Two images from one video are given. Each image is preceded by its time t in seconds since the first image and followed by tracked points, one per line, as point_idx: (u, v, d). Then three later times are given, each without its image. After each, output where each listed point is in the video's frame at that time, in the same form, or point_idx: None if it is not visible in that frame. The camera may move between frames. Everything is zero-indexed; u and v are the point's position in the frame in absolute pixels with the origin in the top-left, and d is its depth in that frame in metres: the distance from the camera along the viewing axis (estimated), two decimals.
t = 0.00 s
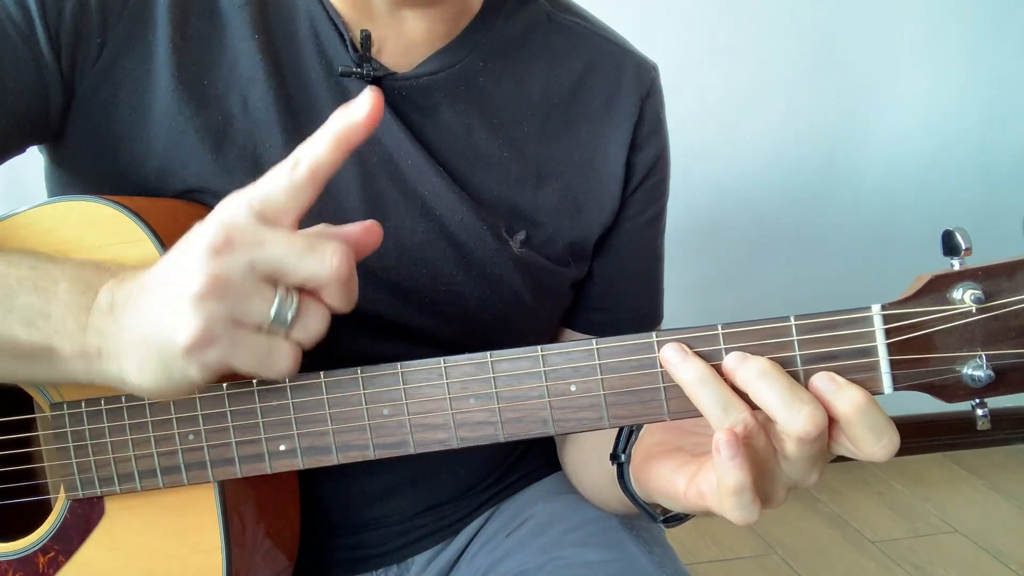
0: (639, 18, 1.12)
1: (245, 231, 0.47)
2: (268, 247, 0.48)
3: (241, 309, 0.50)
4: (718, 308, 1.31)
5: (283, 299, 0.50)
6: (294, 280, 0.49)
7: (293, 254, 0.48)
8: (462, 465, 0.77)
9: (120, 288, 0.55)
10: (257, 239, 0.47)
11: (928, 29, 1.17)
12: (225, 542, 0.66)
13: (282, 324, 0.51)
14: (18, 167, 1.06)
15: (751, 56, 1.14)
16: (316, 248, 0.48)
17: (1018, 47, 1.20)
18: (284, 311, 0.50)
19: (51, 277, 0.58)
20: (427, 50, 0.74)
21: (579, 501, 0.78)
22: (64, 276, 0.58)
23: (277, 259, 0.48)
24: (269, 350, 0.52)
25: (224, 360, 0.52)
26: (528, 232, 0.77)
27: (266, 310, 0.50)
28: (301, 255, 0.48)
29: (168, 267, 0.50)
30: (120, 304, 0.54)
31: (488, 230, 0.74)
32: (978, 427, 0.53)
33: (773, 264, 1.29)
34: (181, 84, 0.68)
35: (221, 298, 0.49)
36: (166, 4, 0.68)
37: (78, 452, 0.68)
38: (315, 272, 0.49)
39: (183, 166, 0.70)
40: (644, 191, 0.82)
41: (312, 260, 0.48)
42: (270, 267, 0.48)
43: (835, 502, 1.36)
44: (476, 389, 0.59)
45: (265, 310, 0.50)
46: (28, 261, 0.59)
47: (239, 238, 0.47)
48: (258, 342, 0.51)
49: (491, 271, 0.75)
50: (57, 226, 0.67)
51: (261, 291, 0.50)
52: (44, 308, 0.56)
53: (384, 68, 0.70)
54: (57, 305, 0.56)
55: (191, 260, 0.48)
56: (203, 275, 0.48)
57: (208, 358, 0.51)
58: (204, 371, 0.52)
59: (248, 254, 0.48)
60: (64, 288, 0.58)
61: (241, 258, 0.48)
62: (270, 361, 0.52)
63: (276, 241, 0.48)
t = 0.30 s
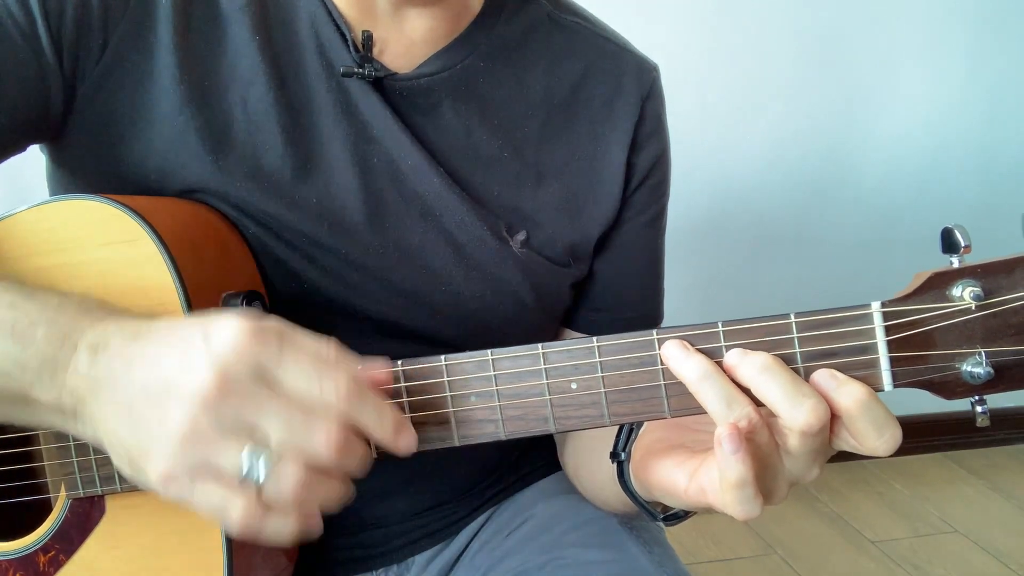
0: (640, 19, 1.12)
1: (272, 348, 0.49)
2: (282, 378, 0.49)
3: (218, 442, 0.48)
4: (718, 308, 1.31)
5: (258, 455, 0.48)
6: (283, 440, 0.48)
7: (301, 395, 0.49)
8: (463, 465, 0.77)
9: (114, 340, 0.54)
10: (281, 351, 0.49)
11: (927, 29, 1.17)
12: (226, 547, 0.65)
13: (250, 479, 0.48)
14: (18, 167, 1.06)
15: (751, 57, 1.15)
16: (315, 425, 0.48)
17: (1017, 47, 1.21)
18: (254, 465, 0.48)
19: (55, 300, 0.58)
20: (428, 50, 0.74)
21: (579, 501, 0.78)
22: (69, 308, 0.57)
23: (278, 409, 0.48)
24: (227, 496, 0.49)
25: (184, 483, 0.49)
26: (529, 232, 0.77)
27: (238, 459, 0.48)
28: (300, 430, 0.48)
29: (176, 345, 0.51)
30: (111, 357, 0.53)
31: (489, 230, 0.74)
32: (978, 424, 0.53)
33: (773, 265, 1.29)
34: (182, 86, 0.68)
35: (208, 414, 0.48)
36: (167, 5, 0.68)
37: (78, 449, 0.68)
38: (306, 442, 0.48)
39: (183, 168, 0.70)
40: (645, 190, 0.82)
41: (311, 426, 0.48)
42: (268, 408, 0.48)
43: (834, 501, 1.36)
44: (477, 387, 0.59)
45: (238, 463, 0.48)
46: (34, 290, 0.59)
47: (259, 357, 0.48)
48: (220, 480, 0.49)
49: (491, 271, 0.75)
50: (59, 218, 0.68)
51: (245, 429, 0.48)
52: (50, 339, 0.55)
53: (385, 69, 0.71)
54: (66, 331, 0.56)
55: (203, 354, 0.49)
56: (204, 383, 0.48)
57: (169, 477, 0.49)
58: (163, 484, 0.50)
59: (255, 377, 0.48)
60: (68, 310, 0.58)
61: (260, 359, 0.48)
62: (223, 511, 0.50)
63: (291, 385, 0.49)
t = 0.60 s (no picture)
0: (641, 19, 1.12)
1: (302, 466, 0.49)
2: (313, 485, 0.50)
3: (257, 529, 0.52)
4: (718, 308, 1.31)
5: (295, 539, 0.53)
6: (315, 534, 0.52)
7: (331, 494, 0.51)
8: (462, 466, 0.77)
9: (132, 394, 0.54)
10: (311, 455, 0.50)
11: (928, 29, 1.17)
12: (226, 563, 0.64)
13: (287, 559, 0.54)
14: (18, 169, 1.06)
15: (752, 57, 1.15)
16: (350, 488, 0.51)
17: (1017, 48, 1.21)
18: (292, 548, 0.53)
19: (63, 335, 0.59)
20: (428, 50, 0.74)
21: (579, 502, 0.78)
22: (76, 347, 0.58)
23: (310, 513, 0.51)
24: (266, 562, 0.55)
25: (226, 550, 0.54)
26: (529, 233, 0.76)
27: (276, 542, 0.53)
28: (339, 479, 0.50)
29: (204, 425, 0.51)
30: (138, 410, 0.54)
31: (489, 231, 0.74)
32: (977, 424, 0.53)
33: (773, 265, 1.29)
34: (182, 88, 0.68)
35: (248, 515, 0.51)
36: (166, 6, 0.68)
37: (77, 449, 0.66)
38: (336, 537, 0.53)
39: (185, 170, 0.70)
40: (645, 191, 0.82)
41: (342, 493, 0.51)
42: (301, 513, 0.51)
43: (834, 501, 1.36)
44: (474, 387, 0.59)
45: (276, 543, 0.53)
46: (42, 330, 0.59)
47: (289, 472, 0.49)
48: (259, 554, 0.54)
49: (491, 272, 0.74)
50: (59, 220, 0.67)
51: (281, 523, 0.52)
52: (62, 379, 0.56)
53: (386, 70, 0.71)
54: (75, 373, 0.56)
55: (235, 460, 0.50)
56: (242, 497, 0.50)
57: (212, 543, 0.54)
58: (206, 546, 0.55)
59: (289, 492, 0.50)
60: (73, 347, 0.58)
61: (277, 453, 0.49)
62: (259, 570, 0.55)
63: (322, 493, 0.51)
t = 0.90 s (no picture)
0: (642, 19, 1.12)
1: (258, 495, 0.48)
2: (271, 518, 0.49)
3: (219, 555, 0.52)
4: (718, 308, 1.31)
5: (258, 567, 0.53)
6: (274, 568, 0.51)
7: (289, 529, 0.49)
8: (462, 465, 0.77)
9: (123, 408, 0.54)
10: (269, 484, 0.48)
11: (928, 29, 1.18)
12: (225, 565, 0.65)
13: None
14: (19, 171, 1.07)
15: (753, 57, 1.15)
16: (311, 526, 0.49)
17: (1017, 48, 1.21)
18: None
19: (63, 347, 0.58)
20: (428, 50, 0.74)
21: (578, 501, 0.78)
22: (78, 359, 0.58)
23: (268, 546, 0.50)
24: None
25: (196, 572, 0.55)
26: (528, 234, 0.76)
27: (238, 569, 0.53)
28: (298, 514, 0.48)
29: (179, 444, 0.51)
30: (127, 425, 0.54)
31: (489, 230, 0.74)
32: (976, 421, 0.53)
33: (773, 265, 1.29)
34: (182, 88, 0.68)
35: (207, 541, 0.51)
36: (167, 6, 0.68)
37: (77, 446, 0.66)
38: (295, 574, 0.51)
39: (187, 170, 0.70)
40: (646, 191, 0.83)
41: (305, 530, 0.49)
42: (258, 544, 0.50)
43: (834, 501, 1.36)
44: (473, 384, 0.59)
45: (241, 569, 0.53)
46: (43, 341, 0.58)
47: (247, 501, 0.48)
48: None
49: (491, 271, 0.75)
50: (55, 220, 0.67)
51: (241, 552, 0.51)
52: (61, 393, 0.56)
53: (387, 70, 0.71)
54: (73, 385, 0.56)
55: (200, 483, 0.49)
56: (199, 523, 0.49)
57: (183, 565, 0.54)
58: (177, 566, 0.55)
59: (246, 523, 0.49)
60: (74, 359, 0.58)
61: (263, 459, 0.48)
62: None
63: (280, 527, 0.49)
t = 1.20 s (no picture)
0: (641, 20, 1.12)
1: (260, 469, 0.48)
2: (274, 493, 0.48)
3: (224, 534, 0.51)
4: (717, 308, 1.31)
5: (264, 547, 0.52)
6: (281, 545, 0.51)
7: (292, 503, 0.49)
8: (462, 465, 0.77)
9: (128, 394, 0.55)
10: (270, 459, 0.48)
11: (927, 30, 1.18)
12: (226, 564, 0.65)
13: (257, 569, 0.52)
14: (18, 172, 1.07)
15: (753, 58, 1.15)
16: (315, 499, 0.48)
17: (1016, 49, 1.21)
18: (259, 562, 0.52)
19: (68, 337, 0.59)
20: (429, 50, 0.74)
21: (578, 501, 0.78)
22: (82, 348, 0.58)
23: (273, 523, 0.50)
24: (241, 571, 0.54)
25: (203, 556, 0.54)
26: (528, 235, 0.77)
27: (245, 549, 0.52)
28: (300, 487, 0.48)
29: (180, 425, 0.51)
30: (132, 411, 0.54)
31: (489, 231, 0.74)
32: (975, 420, 0.53)
33: (772, 265, 1.29)
34: (182, 89, 0.69)
35: (212, 521, 0.50)
36: (167, 7, 0.68)
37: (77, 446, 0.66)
38: (302, 550, 0.51)
39: (187, 169, 0.70)
40: (646, 191, 0.83)
41: (308, 503, 0.49)
42: (263, 521, 0.50)
43: (834, 501, 1.36)
44: (474, 384, 0.60)
45: (247, 550, 0.52)
46: (47, 331, 0.59)
47: (248, 477, 0.48)
48: (233, 560, 0.53)
49: (490, 273, 0.75)
50: (56, 220, 0.67)
51: (246, 530, 0.50)
52: (66, 385, 0.56)
53: (388, 72, 0.71)
54: (77, 373, 0.56)
55: (200, 462, 0.49)
56: (202, 502, 0.49)
57: (190, 548, 0.54)
58: (185, 550, 0.54)
59: (249, 499, 0.49)
60: (78, 348, 0.58)
61: (261, 444, 0.48)
62: None
63: (283, 501, 0.49)
